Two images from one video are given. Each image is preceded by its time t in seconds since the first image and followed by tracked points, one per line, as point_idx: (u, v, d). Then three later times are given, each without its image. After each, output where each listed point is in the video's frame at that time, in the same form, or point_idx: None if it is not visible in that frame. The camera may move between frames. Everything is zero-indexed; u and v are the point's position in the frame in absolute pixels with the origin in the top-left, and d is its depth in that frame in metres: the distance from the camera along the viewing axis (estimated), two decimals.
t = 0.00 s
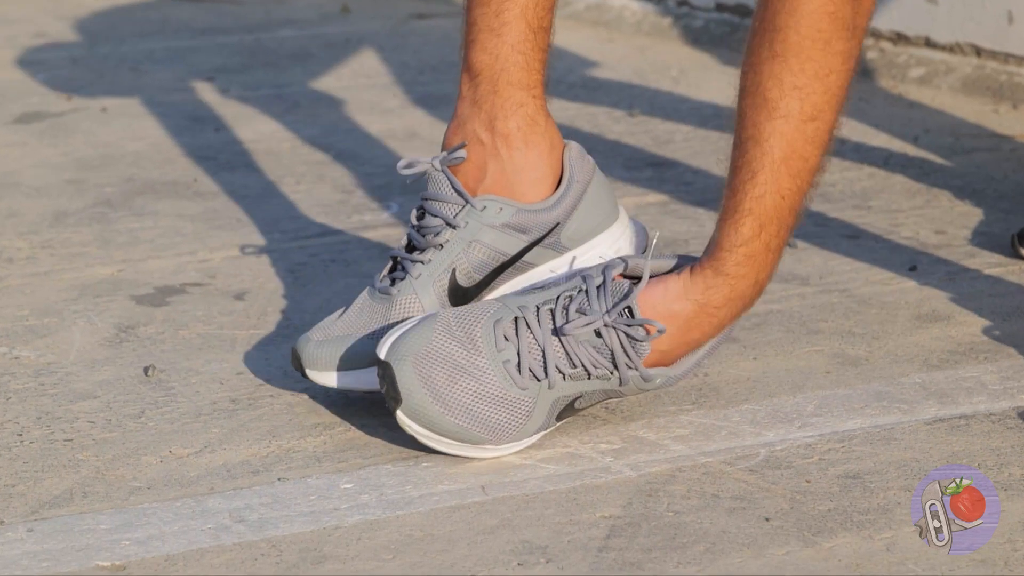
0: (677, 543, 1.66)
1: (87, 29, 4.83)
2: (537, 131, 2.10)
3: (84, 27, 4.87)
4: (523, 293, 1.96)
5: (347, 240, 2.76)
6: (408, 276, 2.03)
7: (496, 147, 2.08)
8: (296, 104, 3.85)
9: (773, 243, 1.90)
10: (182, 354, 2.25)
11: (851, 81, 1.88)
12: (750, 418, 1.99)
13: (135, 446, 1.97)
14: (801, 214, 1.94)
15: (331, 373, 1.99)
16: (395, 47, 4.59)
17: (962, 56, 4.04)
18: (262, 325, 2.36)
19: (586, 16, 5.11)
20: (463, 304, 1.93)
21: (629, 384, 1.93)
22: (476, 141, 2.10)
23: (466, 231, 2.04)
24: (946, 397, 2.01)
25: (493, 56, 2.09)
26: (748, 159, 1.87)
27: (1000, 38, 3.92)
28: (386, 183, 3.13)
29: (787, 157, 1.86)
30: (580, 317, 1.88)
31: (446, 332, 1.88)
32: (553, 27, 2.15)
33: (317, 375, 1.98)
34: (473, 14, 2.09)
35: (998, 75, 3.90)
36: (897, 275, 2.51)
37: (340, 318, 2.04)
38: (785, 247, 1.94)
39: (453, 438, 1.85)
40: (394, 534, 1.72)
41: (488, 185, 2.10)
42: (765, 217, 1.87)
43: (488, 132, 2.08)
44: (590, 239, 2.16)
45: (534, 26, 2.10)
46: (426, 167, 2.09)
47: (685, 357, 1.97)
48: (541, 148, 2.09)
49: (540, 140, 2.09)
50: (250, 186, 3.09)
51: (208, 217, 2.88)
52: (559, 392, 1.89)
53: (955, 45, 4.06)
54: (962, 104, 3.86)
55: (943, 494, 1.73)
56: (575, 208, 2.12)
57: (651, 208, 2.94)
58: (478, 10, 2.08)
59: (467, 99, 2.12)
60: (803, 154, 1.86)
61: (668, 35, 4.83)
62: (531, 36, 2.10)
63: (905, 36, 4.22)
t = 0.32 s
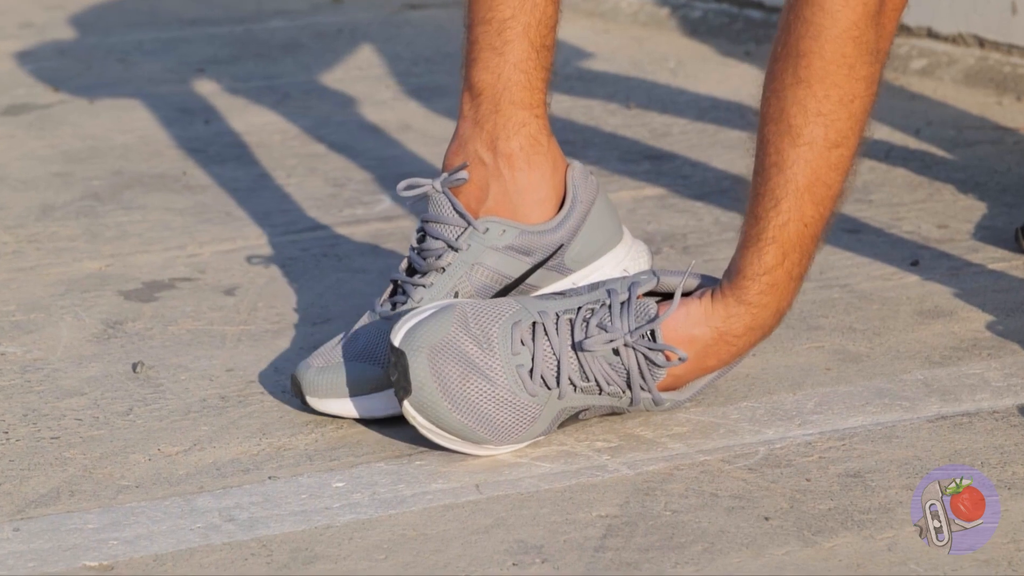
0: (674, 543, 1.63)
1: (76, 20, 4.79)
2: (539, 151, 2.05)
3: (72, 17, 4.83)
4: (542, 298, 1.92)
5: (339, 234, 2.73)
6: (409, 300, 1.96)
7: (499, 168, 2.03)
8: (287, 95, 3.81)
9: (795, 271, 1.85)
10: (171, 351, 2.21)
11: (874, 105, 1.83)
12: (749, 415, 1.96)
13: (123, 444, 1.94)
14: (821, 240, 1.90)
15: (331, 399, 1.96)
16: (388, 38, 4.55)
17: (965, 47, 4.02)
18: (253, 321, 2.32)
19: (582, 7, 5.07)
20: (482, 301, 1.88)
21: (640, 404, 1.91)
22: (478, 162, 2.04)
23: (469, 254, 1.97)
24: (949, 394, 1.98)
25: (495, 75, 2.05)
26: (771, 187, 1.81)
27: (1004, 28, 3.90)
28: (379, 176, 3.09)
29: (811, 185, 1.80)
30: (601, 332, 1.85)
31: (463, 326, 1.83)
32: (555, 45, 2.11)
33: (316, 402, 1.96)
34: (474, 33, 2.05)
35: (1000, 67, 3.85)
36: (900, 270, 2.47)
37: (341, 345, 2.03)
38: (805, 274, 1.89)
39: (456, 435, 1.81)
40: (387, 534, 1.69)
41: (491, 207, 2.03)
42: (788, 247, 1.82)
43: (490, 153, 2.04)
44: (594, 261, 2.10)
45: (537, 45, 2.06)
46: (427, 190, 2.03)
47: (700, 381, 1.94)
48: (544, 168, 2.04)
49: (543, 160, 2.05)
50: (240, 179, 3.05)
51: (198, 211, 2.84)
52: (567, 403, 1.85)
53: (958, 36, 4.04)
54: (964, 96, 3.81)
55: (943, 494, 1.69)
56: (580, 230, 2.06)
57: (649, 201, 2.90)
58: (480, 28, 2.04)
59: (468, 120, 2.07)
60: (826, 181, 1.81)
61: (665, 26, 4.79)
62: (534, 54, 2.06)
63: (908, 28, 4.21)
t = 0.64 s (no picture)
0: (672, 542, 1.60)
1: (63, 10, 4.74)
2: (537, 153, 2.01)
3: (60, 8, 4.78)
4: (545, 296, 1.88)
5: (332, 228, 2.69)
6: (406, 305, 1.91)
7: (497, 171, 1.99)
8: (278, 87, 3.77)
9: (801, 277, 1.82)
10: (160, 347, 2.18)
11: (881, 108, 1.79)
12: (747, 412, 1.93)
13: (110, 442, 1.90)
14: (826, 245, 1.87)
15: (325, 404, 1.93)
16: (381, 29, 4.51)
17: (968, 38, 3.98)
18: (243, 317, 2.29)
19: None
20: (486, 297, 1.85)
21: (640, 410, 1.87)
22: (474, 165, 2.00)
23: (466, 257, 1.92)
24: (951, 391, 1.95)
25: (492, 76, 2.01)
26: (777, 192, 1.78)
27: (1007, 19, 3.87)
28: (372, 169, 3.06)
29: (818, 190, 1.77)
30: (605, 335, 1.81)
31: (466, 321, 1.80)
32: (551, 46, 2.08)
33: (310, 407, 1.93)
34: (470, 33, 2.00)
35: (1005, 58, 3.82)
36: (901, 265, 2.45)
37: (337, 350, 2.00)
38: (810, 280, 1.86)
39: (453, 432, 1.77)
40: (380, 533, 1.66)
41: (489, 211, 1.99)
42: (794, 252, 1.79)
43: (487, 155, 1.99)
44: (593, 264, 2.06)
45: (534, 45, 2.02)
46: (422, 193, 1.97)
47: (702, 388, 1.90)
48: (542, 170, 2.00)
49: (541, 162, 2.01)
50: (231, 172, 3.02)
51: (188, 205, 2.81)
52: (567, 404, 1.82)
53: (960, 27, 4.01)
54: (967, 89, 3.80)
55: (943, 494, 1.66)
56: (579, 233, 2.02)
57: (645, 195, 2.87)
58: (476, 28, 2.00)
59: (464, 121, 2.03)
60: (833, 186, 1.77)
61: (661, 17, 4.75)
62: (531, 55, 2.02)
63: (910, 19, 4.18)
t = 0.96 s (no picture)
0: (670, 542, 1.57)
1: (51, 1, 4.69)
2: (537, 155, 1.98)
3: None
4: (550, 295, 1.83)
5: (324, 222, 2.66)
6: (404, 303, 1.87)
7: (497, 173, 1.95)
8: (269, 79, 3.73)
9: (809, 284, 1.76)
10: (149, 343, 2.15)
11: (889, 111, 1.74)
12: (747, 409, 1.90)
13: (98, 440, 1.87)
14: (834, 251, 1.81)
15: (317, 399, 1.90)
16: (373, 19, 4.46)
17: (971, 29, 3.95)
18: (233, 312, 2.25)
19: None
20: (491, 294, 1.81)
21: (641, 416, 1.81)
22: (474, 168, 1.96)
23: (466, 257, 1.88)
24: (954, 388, 1.92)
25: (491, 77, 1.98)
26: (784, 197, 1.72)
27: (1011, 11, 3.84)
28: (365, 162, 3.02)
29: (825, 195, 1.71)
30: (609, 339, 1.76)
31: (469, 318, 1.76)
32: (551, 46, 2.05)
33: (302, 402, 1.90)
34: (468, 34, 1.97)
35: (1008, 50, 3.78)
36: (903, 259, 2.42)
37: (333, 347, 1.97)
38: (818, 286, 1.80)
39: (451, 430, 1.75)
40: (372, 533, 1.62)
41: (489, 214, 1.95)
42: (802, 259, 1.73)
43: (487, 157, 1.96)
44: (597, 269, 2.00)
45: (533, 45, 1.99)
46: (422, 195, 1.94)
47: (706, 395, 1.84)
48: (543, 172, 1.97)
49: (541, 164, 1.97)
50: (221, 165, 2.98)
51: (177, 198, 2.77)
52: (567, 407, 1.78)
53: (963, 18, 3.98)
54: (970, 80, 3.76)
55: (943, 494, 1.63)
56: (582, 237, 1.96)
57: (643, 188, 2.84)
58: (474, 29, 1.96)
59: (464, 123, 1.99)
60: (841, 191, 1.72)
61: (659, 7, 4.71)
62: (531, 56, 1.99)
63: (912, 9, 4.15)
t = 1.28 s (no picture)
0: (668, 542, 1.54)
1: None
2: (541, 158, 1.94)
3: None
4: (554, 294, 1.79)
5: (316, 217, 2.63)
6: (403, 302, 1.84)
7: (499, 176, 1.92)
8: (260, 71, 3.69)
9: (814, 291, 1.71)
10: (139, 339, 2.11)
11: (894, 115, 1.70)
12: (746, 407, 1.87)
13: (86, 438, 1.84)
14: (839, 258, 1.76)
15: (310, 394, 1.88)
16: (366, 11, 4.43)
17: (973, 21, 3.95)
18: (224, 308, 2.22)
19: None
20: (495, 290, 1.77)
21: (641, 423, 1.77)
22: (476, 171, 1.93)
23: (468, 258, 1.85)
24: (956, 385, 1.89)
25: (493, 78, 1.94)
26: (789, 202, 1.68)
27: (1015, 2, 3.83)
28: (358, 155, 2.99)
29: (830, 201, 1.67)
30: (612, 344, 1.72)
31: (471, 314, 1.73)
32: (554, 47, 2.01)
33: (294, 396, 1.88)
34: (469, 34, 1.93)
35: (1011, 41, 3.78)
36: (904, 254, 2.39)
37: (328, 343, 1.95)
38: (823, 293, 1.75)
39: (448, 428, 1.72)
40: (365, 532, 1.59)
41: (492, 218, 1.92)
42: (807, 265, 1.68)
43: (489, 161, 1.92)
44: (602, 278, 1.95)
45: (536, 46, 1.95)
46: (424, 198, 1.92)
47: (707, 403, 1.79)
48: (546, 176, 1.93)
49: (544, 167, 1.94)
50: (212, 159, 2.95)
51: (166, 192, 2.74)
52: (566, 410, 1.75)
53: (965, 9, 3.99)
54: (973, 71, 3.74)
55: (943, 494, 1.60)
56: (587, 244, 1.91)
57: (640, 182, 2.81)
58: (475, 30, 1.92)
59: (465, 126, 1.96)
60: (846, 197, 1.68)
61: None
62: (534, 57, 1.95)
63: None
